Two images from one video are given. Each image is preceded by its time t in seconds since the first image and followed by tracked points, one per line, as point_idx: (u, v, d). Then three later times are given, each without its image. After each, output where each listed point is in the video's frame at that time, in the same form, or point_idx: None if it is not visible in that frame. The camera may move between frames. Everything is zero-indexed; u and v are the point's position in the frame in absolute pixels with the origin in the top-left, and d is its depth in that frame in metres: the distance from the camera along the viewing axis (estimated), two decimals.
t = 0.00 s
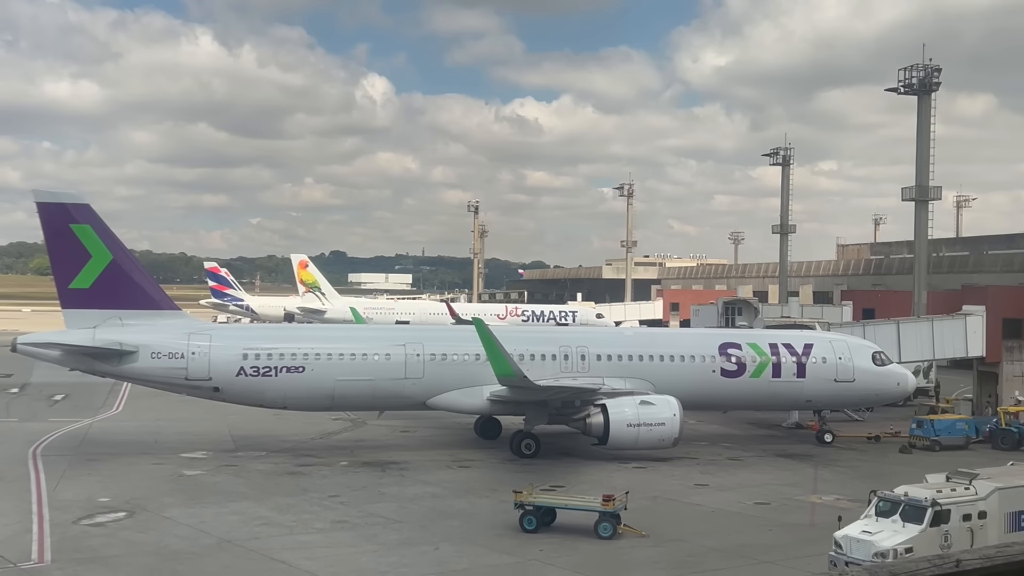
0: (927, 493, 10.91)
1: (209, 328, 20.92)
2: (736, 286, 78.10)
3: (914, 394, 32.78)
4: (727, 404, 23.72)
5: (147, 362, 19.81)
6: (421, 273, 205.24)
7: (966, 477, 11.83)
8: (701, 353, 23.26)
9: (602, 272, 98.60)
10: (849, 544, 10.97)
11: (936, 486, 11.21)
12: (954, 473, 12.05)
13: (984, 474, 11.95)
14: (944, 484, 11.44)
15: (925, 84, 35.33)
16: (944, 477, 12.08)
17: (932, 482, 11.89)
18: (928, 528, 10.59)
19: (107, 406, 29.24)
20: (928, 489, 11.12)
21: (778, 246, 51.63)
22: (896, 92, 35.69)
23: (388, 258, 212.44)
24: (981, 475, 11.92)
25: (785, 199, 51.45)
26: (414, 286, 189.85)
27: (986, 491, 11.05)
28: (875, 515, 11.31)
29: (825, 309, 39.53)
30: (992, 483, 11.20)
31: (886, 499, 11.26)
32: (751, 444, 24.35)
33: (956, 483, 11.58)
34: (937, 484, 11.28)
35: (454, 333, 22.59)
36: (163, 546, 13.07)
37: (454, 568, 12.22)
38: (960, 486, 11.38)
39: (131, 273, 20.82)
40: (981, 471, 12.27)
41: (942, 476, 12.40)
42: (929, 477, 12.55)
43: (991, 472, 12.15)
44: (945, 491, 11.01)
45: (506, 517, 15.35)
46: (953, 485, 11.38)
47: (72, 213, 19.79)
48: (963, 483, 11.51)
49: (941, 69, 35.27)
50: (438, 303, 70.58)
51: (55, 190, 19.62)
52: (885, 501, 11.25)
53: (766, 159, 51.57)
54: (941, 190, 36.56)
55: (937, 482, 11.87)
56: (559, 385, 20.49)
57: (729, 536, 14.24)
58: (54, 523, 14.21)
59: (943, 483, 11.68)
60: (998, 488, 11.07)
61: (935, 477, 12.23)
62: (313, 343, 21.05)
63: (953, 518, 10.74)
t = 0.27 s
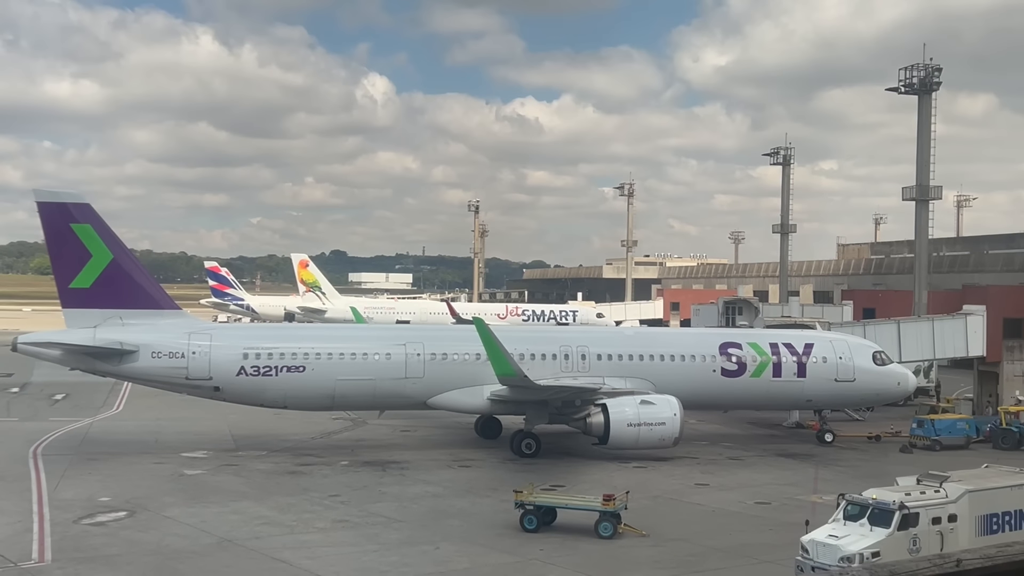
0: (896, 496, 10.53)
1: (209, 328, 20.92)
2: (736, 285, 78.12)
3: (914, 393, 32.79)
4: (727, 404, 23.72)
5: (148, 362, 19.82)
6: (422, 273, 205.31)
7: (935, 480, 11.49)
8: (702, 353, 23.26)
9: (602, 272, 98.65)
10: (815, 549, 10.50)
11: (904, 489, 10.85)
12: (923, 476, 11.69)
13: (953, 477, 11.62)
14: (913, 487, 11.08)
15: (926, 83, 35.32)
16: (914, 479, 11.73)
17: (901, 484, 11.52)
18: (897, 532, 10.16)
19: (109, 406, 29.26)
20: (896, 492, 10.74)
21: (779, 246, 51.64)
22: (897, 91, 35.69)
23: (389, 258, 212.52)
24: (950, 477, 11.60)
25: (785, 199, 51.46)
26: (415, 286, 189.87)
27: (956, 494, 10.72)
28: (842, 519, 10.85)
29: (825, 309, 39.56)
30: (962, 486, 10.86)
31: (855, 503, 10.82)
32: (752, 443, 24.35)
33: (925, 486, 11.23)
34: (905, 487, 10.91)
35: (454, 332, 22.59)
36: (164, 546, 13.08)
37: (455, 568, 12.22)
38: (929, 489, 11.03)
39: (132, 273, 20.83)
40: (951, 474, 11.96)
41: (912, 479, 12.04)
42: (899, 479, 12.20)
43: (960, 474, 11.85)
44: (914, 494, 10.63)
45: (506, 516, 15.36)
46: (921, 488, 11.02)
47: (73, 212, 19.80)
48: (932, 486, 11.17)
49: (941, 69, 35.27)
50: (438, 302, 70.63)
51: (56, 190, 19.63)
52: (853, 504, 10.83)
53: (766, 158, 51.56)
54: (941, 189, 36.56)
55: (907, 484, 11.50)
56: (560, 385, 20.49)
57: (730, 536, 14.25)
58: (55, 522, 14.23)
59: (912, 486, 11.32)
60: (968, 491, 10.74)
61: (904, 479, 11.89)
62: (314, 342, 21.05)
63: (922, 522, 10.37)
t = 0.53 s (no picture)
0: (863, 499, 10.47)
1: (210, 327, 20.92)
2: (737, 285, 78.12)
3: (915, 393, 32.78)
4: (728, 403, 23.71)
5: (148, 361, 19.82)
6: (422, 272, 205.34)
7: (904, 482, 11.45)
8: (702, 352, 23.25)
9: (603, 271, 98.67)
10: (780, 551, 10.42)
11: (873, 492, 10.79)
12: (893, 478, 11.64)
13: (924, 479, 11.56)
14: (881, 489, 11.02)
15: (927, 83, 35.29)
16: (883, 481, 11.68)
17: (870, 486, 11.46)
18: (863, 536, 10.10)
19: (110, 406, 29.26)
20: (864, 495, 10.69)
21: (780, 245, 51.64)
22: (898, 91, 35.66)
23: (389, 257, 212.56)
24: (920, 479, 11.54)
25: (786, 198, 51.45)
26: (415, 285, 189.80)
27: (925, 497, 10.67)
28: (809, 522, 10.78)
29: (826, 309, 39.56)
30: (932, 488, 10.81)
31: (823, 505, 10.76)
32: (753, 443, 24.36)
33: (894, 488, 11.18)
34: (874, 490, 10.85)
35: (455, 332, 22.58)
36: (165, 545, 13.08)
37: (455, 568, 12.23)
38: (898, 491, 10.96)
39: (132, 272, 20.83)
40: (921, 475, 11.90)
41: (883, 481, 12.00)
42: (869, 481, 12.15)
43: (930, 476, 11.79)
44: (882, 497, 10.58)
45: (507, 516, 15.36)
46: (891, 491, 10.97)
47: (73, 212, 19.80)
48: (901, 489, 11.12)
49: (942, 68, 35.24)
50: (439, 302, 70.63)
51: (56, 189, 19.63)
52: (821, 507, 10.76)
53: (767, 158, 51.54)
54: (942, 189, 36.54)
55: (876, 487, 11.45)
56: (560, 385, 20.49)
57: (731, 535, 14.24)
58: (56, 522, 14.24)
59: (881, 488, 11.27)
60: (938, 493, 10.68)
61: (874, 481, 11.85)
62: (314, 342, 21.05)
63: (890, 525, 10.31)
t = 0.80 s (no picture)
0: (829, 503, 10.73)
1: (211, 326, 20.93)
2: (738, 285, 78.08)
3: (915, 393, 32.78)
4: (729, 403, 23.71)
5: (149, 361, 19.83)
6: (423, 272, 205.32)
7: (873, 486, 11.72)
8: (703, 352, 23.25)
9: (603, 271, 98.66)
10: (743, 555, 10.56)
11: (840, 496, 11.06)
12: (862, 481, 11.93)
13: (893, 482, 11.82)
14: (849, 493, 11.30)
15: (927, 82, 35.29)
16: (853, 484, 11.96)
17: (839, 490, 11.75)
18: (827, 539, 10.36)
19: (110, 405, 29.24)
20: (830, 498, 10.96)
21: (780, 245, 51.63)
22: (898, 90, 35.65)
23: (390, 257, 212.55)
24: (889, 482, 11.81)
25: (786, 198, 51.44)
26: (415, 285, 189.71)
27: (893, 500, 10.93)
28: (775, 525, 11.04)
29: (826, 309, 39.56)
30: (899, 491, 11.06)
31: (789, 508, 11.02)
32: (753, 443, 24.36)
33: (862, 492, 11.46)
34: (841, 494, 11.11)
35: (455, 332, 22.58)
36: (165, 545, 13.09)
37: (456, 567, 12.23)
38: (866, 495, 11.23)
39: (133, 272, 20.84)
40: (891, 479, 12.17)
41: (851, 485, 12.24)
42: (838, 485, 12.43)
43: (900, 479, 12.05)
44: (848, 501, 10.85)
45: (508, 515, 15.37)
46: (859, 495, 11.24)
47: (74, 212, 19.80)
48: (869, 492, 11.39)
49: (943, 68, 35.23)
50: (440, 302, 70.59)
51: (57, 189, 19.63)
52: (786, 510, 11.04)
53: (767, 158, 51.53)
54: (943, 189, 36.53)
55: (845, 490, 11.72)
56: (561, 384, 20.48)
57: (731, 535, 14.24)
58: (56, 521, 14.24)
59: (849, 491, 11.54)
60: (905, 496, 10.93)
61: (844, 485, 12.12)
62: (315, 341, 21.05)
63: (856, 528, 10.56)
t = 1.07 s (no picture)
0: (792, 506, 10.76)
1: (211, 326, 20.93)
2: (738, 285, 78.05)
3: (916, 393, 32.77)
4: (729, 403, 23.70)
5: (149, 361, 19.83)
6: (423, 272, 205.33)
7: (839, 488, 11.78)
8: (703, 352, 23.24)
9: (604, 271, 98.67)
10: (704, 560, 10.60)
11: (804, 499, 11.10)
12: (828, 483, 12.01)
13: (860, 484, 11.91)
14: (815, 496, 11.37)
15: (928, 82, 35.29)
16: (819, 486, 12.03)
17: (805, 493, 11.80)
18: (789, 543, 10.39)
19: (110, 405, 29.23)
20: (793, 501, 11.00)
21: (780, 245, 51.63)
22: (898, 90, 35.65)
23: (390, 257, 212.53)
24: (856, 485, 11.89)
25: (787, 198, 51.44)
26: (416, 285, 189.72)
27: (858, 503, 11.03)
28: (739, 528, 11.06)
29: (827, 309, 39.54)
30: (865, 494, 11.17)
31: (752, 512, 11.01)
32: (753, 443, 24.36)
33: (828, 495, 11.54)
34: (805, 497, 11.17)
35: (455, 331, 22.57)
36: (166, 545, 13.08)
37: (456, 567, 12.23)
38: (832, 498, 11.32)
39: (133, 272, 20.84)
40: (858, 481, 12.27)
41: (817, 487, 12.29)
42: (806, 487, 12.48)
43: (867, 481, 12.14)
44: (811, 504, 10.90)
45: (508, 515, 15.36)
46: (824, 498, 11.32)
47: (74, 211, 19.80)
48: (835, 495, 11.47)
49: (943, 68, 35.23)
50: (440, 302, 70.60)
51: (58, 189, 19.63)
52: (749, 513, 11.07)
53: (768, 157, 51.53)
54: (943, 189, 36.51)
55: (811, 493, 11.78)
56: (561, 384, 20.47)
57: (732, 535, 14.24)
58: (57, 521, 14.24)
59: (816, 494, 11.60)
60: (870, 499, 11.04)
61: (811, 486, 12.17)
62: (315, 341, 21.05)
63: (820, 530, 10.63)
